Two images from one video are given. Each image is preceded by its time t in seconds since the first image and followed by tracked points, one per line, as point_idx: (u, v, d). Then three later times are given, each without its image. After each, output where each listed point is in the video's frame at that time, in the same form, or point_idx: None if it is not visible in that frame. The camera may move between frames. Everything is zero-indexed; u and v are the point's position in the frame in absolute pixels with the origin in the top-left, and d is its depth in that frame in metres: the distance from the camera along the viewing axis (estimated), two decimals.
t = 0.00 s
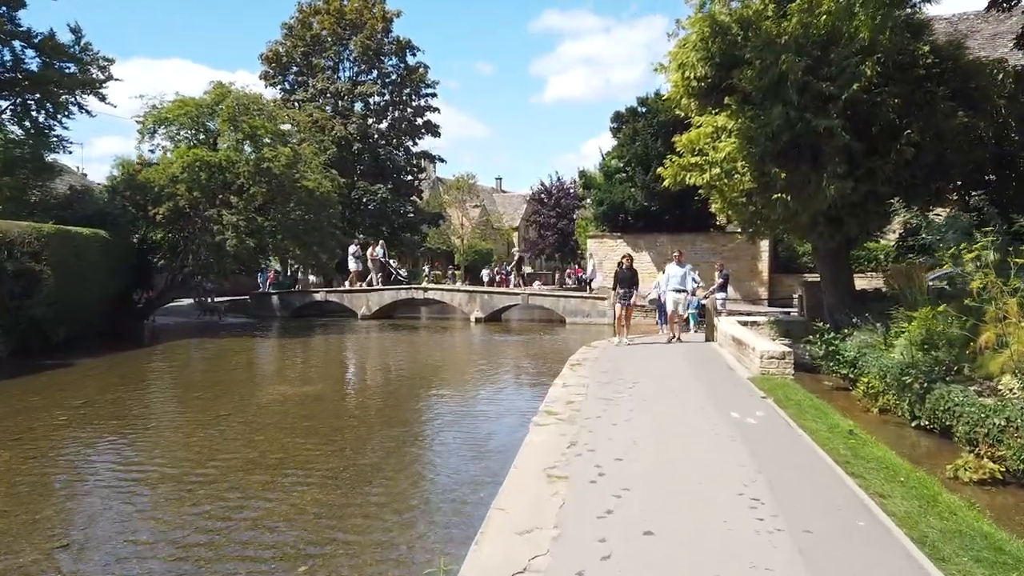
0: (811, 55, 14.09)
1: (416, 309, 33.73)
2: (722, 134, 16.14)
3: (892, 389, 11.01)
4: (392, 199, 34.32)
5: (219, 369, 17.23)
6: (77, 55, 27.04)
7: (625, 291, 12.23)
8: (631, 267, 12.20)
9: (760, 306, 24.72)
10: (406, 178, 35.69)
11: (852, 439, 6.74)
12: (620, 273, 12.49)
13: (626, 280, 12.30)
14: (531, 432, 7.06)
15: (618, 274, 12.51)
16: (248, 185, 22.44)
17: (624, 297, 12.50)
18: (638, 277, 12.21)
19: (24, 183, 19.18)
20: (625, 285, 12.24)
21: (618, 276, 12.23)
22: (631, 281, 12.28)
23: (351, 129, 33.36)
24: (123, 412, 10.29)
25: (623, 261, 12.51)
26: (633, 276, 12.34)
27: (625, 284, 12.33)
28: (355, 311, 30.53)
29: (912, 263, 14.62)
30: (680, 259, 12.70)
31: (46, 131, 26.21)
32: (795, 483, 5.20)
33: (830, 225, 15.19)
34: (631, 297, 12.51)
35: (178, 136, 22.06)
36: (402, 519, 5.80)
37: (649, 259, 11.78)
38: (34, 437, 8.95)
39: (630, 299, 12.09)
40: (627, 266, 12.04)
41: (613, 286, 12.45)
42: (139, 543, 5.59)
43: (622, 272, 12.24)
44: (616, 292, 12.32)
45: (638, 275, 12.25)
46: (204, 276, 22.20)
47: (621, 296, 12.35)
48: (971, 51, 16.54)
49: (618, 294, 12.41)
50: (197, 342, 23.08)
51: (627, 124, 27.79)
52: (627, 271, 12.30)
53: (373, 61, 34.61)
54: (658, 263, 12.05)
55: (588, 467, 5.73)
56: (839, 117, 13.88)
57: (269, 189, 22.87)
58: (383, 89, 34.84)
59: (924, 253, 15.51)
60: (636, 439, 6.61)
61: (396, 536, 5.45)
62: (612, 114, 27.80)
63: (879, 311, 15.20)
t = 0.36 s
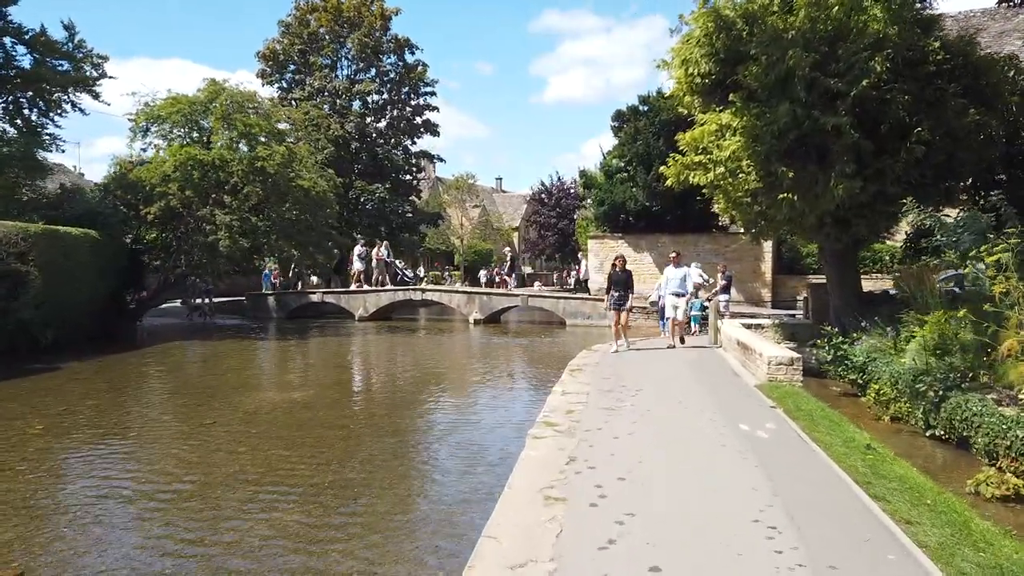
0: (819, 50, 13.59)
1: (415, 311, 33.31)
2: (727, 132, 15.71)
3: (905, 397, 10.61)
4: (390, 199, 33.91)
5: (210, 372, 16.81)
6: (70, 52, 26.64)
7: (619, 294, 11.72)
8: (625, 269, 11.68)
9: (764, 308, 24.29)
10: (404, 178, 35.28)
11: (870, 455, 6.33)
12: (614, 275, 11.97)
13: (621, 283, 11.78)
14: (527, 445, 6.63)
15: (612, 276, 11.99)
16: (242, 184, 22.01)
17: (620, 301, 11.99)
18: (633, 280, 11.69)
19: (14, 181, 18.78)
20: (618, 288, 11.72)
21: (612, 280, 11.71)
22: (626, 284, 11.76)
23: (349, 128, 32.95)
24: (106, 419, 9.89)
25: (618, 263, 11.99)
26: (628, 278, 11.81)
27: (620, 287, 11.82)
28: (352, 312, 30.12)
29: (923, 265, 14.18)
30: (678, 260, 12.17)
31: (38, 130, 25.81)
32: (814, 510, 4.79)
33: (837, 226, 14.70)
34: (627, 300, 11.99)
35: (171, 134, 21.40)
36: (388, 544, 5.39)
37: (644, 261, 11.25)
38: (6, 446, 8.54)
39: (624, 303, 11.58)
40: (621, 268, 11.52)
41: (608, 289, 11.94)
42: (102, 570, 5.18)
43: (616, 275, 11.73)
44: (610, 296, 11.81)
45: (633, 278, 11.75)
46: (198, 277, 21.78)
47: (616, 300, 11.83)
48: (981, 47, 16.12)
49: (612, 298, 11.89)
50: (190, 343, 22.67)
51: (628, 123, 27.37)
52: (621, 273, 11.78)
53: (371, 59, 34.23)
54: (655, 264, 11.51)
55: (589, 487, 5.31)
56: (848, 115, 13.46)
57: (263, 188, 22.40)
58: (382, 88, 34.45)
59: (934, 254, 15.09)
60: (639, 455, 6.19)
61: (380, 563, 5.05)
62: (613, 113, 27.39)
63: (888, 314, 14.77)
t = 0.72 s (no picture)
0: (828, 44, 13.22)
1: (416, 312, 32.95)
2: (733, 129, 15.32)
3: (920, 402, 10.26)
4: (392, 199, 33.56)
5: (207, 375, 16.51)
6: (67, 50, 26.39)
7: (620, 297, 11.29)
8: (626, 270, 11.25)
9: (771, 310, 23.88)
10: (406, 177, 34.92)
11: (892, 469, 5.93)
12: (614, 277, 11.54)
13: (621, 285, 11.35)
14: (526, 457, 6.25)
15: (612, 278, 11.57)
16: (239, 183, 21.56)
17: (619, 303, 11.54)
18: (635, 281, 11.29)
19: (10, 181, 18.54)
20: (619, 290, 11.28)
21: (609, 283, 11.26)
22: (627, 285, 11.33)
23: (349, 127, 32.60)
24: (92, 425, 9.55)
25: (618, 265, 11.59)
26: (629, 280, 11.41)
27: (620, 289, 11.38)
28: (353, 313, 29.78)
29: (937, 266, 13.75)
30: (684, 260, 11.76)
31: (35, 129, 25.52)
32: (836, 533, 4.40)
33: (848, 225, 14.31)
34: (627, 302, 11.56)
35: (168, 133, 20.98)
36: (373, 565, 5.01)
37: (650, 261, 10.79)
38: None
39: (625, 306, 11.15)
40: (621, 269, 11.04)
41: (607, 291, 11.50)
42: None
43: (616, 277, 11.30)
44: (610, 298, 11.36)
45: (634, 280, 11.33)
46: (195, 278, 21.45)
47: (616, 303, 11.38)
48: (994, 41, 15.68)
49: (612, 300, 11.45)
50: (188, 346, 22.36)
51: (632, 121, 26.97)
52: (622, 275, 11.36)
53: (372, 58, 33.93)
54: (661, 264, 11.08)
55: (591, 505, 4.92)
56: (859, 110, 13.06)
57: (261, 188, 22.03)
58: (383, 87, 34.14)
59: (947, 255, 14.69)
60: (645, 468, 5.81)
61: None
62: (617, 111, 27.00)
63: (900, 317, 14.37)
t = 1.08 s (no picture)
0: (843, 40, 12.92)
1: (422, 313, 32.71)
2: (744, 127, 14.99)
3: (941, 407, 9.97)
4: (397, 199, 33.35)
5: (211, 377, 16.30)
6: (71, 50, 26.26)
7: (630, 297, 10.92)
8: (637, 269, 10.89)
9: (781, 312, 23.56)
10: (411, 178, 34.70)
11: (922, 481, 5.65)
12: (624, 276, 11.21)
13: (631, 284, 10.99)
14: (536, 466, 5.98)
15: (622, 277, 11.22)
16: (243, 184, 21.35)
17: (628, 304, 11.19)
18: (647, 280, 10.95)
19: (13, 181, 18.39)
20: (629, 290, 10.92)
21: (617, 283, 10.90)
22: (638, 285, 10.99)
23: (355, 127, 32.41)
24: (89, 429, 9.31)
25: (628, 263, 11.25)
26: (639, 279, 11.08)
27: (630, 289, 11.02)
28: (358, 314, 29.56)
29: (956, 267, 13.42)
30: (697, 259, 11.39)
31: (39, 129, 25.36)
32: (870, 551, 4.12)
33: (862, 225, 14.00)
34: (636, 304, 11.23)
35: (171, 133, 20.78)
36: None
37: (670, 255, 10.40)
38: None
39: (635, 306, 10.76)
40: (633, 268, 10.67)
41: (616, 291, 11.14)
42: None
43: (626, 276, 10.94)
44: (619, 298, 10.99)
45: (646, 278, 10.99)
46: (198, 279, 21.23)
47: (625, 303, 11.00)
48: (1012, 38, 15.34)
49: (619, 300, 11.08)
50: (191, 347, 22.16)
51: (640, 121, 26.67)
52: (633, 274, 11.02)
53: (378, 58, 33.72)
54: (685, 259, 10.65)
55: (607, 519, 4.65)
56: (874, 108, 12.77)
57: (265, 188, 21.80)
58: (389, 87, 33.94)
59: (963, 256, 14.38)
60: (661, 479, 5.53)
61: None
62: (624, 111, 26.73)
63: (916, 319, 14.06)
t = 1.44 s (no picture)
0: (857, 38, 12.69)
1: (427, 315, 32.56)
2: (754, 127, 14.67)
3: (960, 413, 9.74)
4: (403, 200, 33.21)
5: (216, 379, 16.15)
6: (77, 50, 26.22)
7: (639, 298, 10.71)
8: (645, 269, 10.71)
9: (790, 314, 23.32)
10: (417, 179, 34.56)
11: (948, 491, 5.46)
12: (631, 277, 11.03)
13: (640, 285, 10.80)
14: (547, 474, 5.79)
15: (629, 278, 11.03)
16: (248, 184, 21.20)
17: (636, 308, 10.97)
18: (656, 280, 10.77)
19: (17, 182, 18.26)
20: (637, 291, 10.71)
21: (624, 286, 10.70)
22: (646, 286, 10.80)
23: (361, 128, 32.29)
24: (91, 432, 9.15)
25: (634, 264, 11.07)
26: (647, 280, 10.90)
27: (639, 291, 10.81)
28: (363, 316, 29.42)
29: (972, 269, 13.15)
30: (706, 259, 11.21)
31: (45, 129, 25.31)
32: (902, 567, 3.93)
33: (875, 226, 13.78)
34: (644, 307, 11.03)
35: (176, 133, 20.67)
36: None
37: (682, 252, 10.23)
38: None
39: (646, 308, 10.53)
40: (641, 267, 10.48)
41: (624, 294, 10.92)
42: None
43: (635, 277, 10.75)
44: (628, 301, 10.76)
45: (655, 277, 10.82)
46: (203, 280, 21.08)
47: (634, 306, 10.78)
48: None
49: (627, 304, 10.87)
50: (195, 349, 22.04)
51: (648, 121, 26.46)
52: (641, 275, 10.83)
53: (384, 58, 33.60)
54: (695, 256, 10.48)
55: (624, 532, 4.45)
56: (889, 107, 12.55)
57: (271, 188, 21.63)
58: (395, 88, 33.80)
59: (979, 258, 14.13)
60: (678, 488, 5.34)
61: None
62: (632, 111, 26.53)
63: (931, 322, 13.82)
